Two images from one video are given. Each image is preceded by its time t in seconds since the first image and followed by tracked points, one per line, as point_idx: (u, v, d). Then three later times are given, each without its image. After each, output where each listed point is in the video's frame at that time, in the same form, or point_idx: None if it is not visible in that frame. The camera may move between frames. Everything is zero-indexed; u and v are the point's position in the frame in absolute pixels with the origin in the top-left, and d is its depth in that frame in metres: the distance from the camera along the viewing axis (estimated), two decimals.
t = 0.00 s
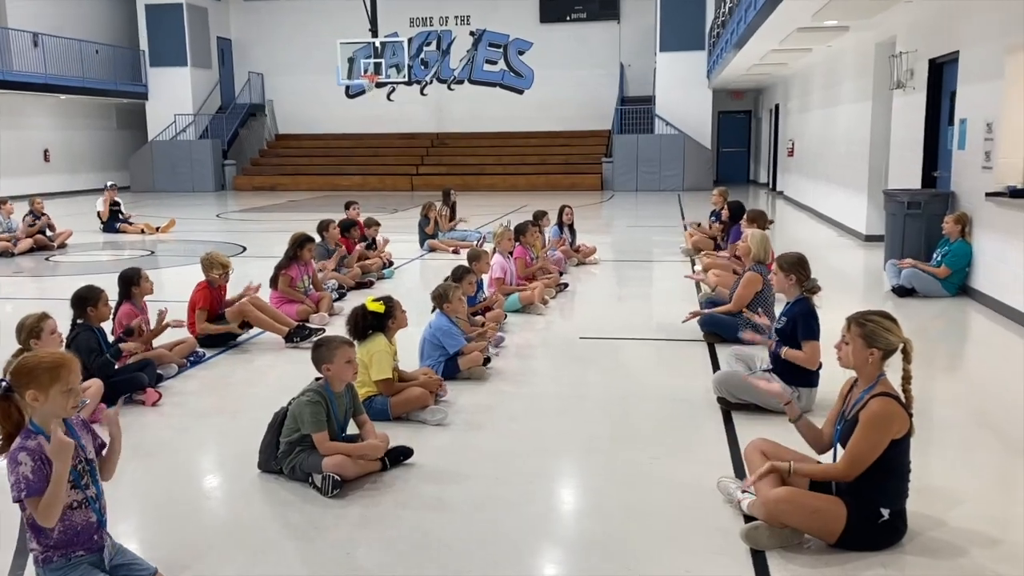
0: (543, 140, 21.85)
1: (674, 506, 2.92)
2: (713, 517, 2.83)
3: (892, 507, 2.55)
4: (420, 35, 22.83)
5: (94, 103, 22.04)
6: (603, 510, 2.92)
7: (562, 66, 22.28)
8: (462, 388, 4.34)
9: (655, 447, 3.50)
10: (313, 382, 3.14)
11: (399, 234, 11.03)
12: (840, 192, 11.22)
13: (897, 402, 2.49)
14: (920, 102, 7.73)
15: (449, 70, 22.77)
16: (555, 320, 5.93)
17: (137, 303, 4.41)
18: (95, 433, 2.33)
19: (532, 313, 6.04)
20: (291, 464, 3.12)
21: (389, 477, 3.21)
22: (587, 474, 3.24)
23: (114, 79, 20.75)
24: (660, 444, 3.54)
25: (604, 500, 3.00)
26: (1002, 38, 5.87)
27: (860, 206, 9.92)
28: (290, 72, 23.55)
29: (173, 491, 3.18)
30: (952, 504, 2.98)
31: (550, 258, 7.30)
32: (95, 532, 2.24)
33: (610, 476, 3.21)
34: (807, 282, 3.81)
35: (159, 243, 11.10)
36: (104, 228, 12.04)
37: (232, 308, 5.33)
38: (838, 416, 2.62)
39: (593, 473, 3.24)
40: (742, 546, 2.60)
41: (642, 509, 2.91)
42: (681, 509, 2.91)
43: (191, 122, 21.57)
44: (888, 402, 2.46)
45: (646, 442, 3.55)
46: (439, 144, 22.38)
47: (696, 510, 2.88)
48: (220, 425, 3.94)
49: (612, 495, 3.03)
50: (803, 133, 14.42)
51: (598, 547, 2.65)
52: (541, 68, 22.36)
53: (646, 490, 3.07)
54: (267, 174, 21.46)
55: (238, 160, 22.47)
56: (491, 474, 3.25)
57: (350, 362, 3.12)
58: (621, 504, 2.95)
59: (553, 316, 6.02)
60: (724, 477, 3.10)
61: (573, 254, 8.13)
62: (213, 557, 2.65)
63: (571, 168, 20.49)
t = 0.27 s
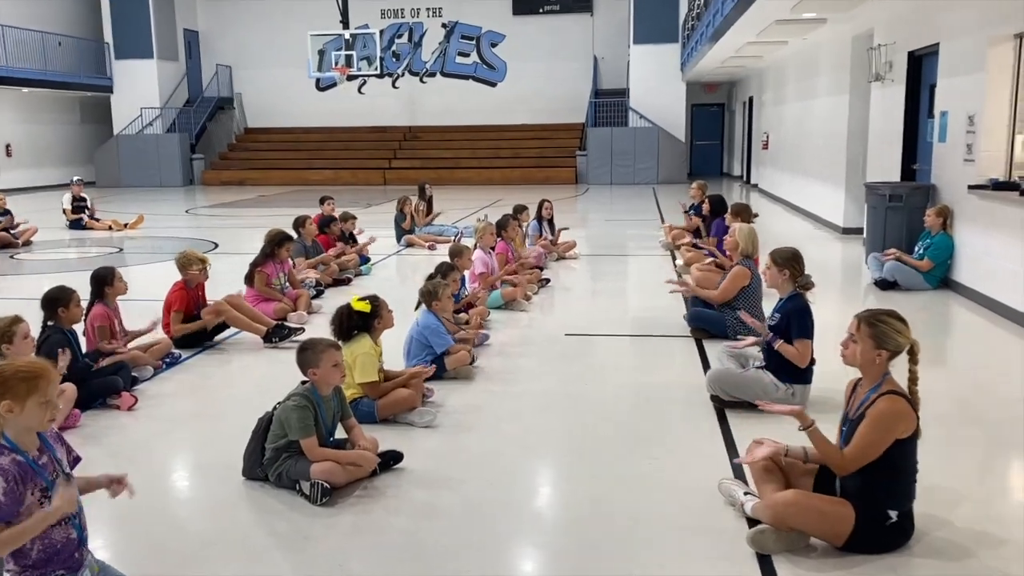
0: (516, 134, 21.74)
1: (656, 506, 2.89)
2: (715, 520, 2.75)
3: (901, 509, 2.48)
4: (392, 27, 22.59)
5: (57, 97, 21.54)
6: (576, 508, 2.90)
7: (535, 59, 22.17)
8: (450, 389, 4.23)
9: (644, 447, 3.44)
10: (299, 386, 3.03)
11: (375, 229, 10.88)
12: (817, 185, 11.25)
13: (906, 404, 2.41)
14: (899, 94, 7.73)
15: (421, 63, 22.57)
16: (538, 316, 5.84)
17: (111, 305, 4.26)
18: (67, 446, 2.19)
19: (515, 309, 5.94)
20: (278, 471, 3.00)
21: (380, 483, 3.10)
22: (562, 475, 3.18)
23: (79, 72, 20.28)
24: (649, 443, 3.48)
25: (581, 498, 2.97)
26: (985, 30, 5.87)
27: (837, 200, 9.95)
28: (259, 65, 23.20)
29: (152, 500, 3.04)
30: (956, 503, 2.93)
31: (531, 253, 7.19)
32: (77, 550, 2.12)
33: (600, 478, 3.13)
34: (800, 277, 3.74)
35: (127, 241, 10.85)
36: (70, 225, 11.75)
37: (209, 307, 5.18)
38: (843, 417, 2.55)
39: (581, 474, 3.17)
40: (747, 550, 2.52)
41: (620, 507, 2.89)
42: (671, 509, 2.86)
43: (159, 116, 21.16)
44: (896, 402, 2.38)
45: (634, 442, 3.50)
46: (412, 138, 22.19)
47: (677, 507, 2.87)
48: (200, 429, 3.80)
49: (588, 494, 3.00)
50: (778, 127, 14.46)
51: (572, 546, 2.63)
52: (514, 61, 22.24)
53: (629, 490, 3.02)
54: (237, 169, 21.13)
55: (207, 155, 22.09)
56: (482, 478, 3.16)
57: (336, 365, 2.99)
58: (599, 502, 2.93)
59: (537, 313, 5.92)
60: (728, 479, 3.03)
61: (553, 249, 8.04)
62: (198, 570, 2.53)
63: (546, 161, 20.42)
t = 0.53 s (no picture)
0: (488, 129, 21.67)
1: (634, 502, 2.90)
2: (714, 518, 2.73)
3: (904, 505, 2.48)
4: (362, 21, 22.36)
5: (19, 92, 21.08)
6: (545, 504, 2.90)
7: (506, 53, 22.10)
8: (437, 389, 4.18)
9: (634, 444, 3.43)
10: (289, 388, 2.94)
11: (349, 225, 10.79)
12: (789, 179, 11.34)
13: (911, 401, 2.41)
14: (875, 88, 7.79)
15: (392, 57, 22.38)
16: (522, 313, 5.81)
17: (89, 305, 4.15)
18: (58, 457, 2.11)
19: (498, 306, 5.90)
20: (271, 475, 2.94)
21: (373, 486, 3.04)
22: (537, 473, 3.17)
23: (41, 66, 19.84)
24: (640, 439, 3.47)
25: (552, 494, 2.98)
26: (960, 25, 5.93)
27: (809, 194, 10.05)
28: (227, 59, 22.88)
29: (138, 506, 2.96)
30: (952, 496, 2.94)
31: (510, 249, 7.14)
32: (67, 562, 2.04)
33: (586, 476, 3.12)
34: (790, 272, 3.71)
35: (97, 238, 10.64)
36: (37, 222, 11.50)
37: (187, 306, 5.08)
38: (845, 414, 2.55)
39: (566, 473, 3.16)
40: (748, 548, 2.51)
41: (591, 502, 2.91)
42: (648, 505, 2.87)
43: (124, 111, 20.79)
44: (899, 398, 2.38)
45: (623, 438, 3.49)
46: (383, 133, 22.03)
47: (657, 503, 2.88)
48: (184, 431, 3.72)
49: (561, 490, 3.01)
50: (749, 121, 14.57)
51: (546, 542, 2.63)
52: (485, 55, 22.14)
53: (610, 487, 3.02)
54: (206, 164, 20.85)
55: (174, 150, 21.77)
56: (474, 479, 3.11)
57: (328, 367, 2.92)
58: (572, 498, 2.93)
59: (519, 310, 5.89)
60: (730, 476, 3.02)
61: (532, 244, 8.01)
62: None
63: (519, 156, 20.40)
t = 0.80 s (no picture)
0: (456, 124, 21.56)
1: (620, 500, 2.88)
2: (716, 516, 2.71)
3: (910, 501, 2.46)
4: (326, 14, 22.04)
5: None
6: (516, 502, 2.87)
7: (473, 48, 21.98)
8: (425, 389, 4.11)
9: (628, 442, 3.39)
10: (277, 389, 2.84)
11: (320, 221, 10.65)
12: (759, 173, 11.42)
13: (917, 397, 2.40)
14: (847, 83, 7.85)
15: (357, 51, 22.14)
16: (504, 310, 5.76)
17: (62, 305, 4.03)
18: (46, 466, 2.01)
19: (480, 303, 5.87)
20: (262, 479, 2.86)
21: (369, 489, 2.97)
22: (516, 472, 3.12)
23: None
24: (633, 438, 3.43)
25: (525, 490, 2.97)
26: (935, 21, 5.99)
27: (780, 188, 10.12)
28: (188, 53, 22.47)
29: (124, 514, 2.87)
30: (952, 490, 2.95)
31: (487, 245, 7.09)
32: None
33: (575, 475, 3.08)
34: (780, 267, 3.70)
35: (58, 236, 10.38)
36: None
37: (161, 306, 4.97)
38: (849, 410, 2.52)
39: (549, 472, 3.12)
40: (756, 547, 2.49)
41: (564, 500, 2.88)
42: (625, 503, 2.85)
43: (82, 105, 20.31)
44: (905, 394, 2.36)
45: (615, 437, 3.45)
46: (349, 127, 21.81)
47: (641, 501, 2.86)
48: (167, 436, 3.62)
49: (535, 488, 2.98)
50: (717, 116, 14.64)
51: (519, 540, 2.61)
52: (452, 50, 22.00)
53: (594, 486, 2.98)
54: (168, 160, 20.48)
55: (135, 146, 21.34)
56: (467, 479, 3.06)
57: (320, 367, 2.83)
58: (549, 495, 2.92)
59: (501, 307, 5.84)
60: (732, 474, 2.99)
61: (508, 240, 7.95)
62: None
63: (487, 151, 20.35)
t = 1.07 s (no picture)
0: (428, 120, 21.44)
1: (608, 496, 2.87)
2: (723, 514, 2.69)
3: (918, 497, 2.46)
4: (295, 9, 21.73)
5: None
6: (496, 504, 2.83)
7: (445, 43, 21.85)
8: (418, 389, 4.06)
9: (627, 441, 3.36)
10: (274, 392, 2.78)
11: (296, 218, 10.52)
12: (735, 170, 11.47)
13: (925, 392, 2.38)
14: (825, 80, 7.90)
15: (328, 46, 21.91)
16: (489, 308, 5.72)
17: (40, 306, 3.93)
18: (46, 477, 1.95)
19: (465, 301, 5.86)
20: (259, 484, 2.79)
21: (370, 494, 2.91)
22: (505, 471, 3.08)
23: None
24: (625, 434, 3.42)
25: (500, 487, 2.96)
26: (915, 17, 6.04)
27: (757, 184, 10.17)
28: (155, 48, 22.09)
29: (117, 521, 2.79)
30: (956, 484, 2.95)
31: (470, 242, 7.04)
32: None
33: (572, 474, 3.05)
34: (772, 263, 3.66)
35: (26, 235, 10.15)
36: None
37: (139, 304, 4.85)
38: (858, 408, 2.51)
39: (541, 471, 3.08)
40: (767, 546, 2.48)
41: (551, 499, 2.85)
42: (616, 501, 2.83)
43: (46, 102, 19.85)
44: (916, 391, 2.34)
45: (608, 435, 3.43)
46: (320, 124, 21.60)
47: (637, 498, 2.84)
48: (155, 442, 3.54)
49: (511, 485, 2.97)
50: (692, 113, 14.68)
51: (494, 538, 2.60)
52: (423, 46, 21.85)
53: (591, 484, 2.96)
54: (135, 157, 20.13)
55: (101, 143, 20.94)
56: (465, 480, 3.02)
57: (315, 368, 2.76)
58: (525, 492, 2.91)
59: (487, 305, 5.79)
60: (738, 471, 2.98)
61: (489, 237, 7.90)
62: None
63: (460, 148, 20.28)
